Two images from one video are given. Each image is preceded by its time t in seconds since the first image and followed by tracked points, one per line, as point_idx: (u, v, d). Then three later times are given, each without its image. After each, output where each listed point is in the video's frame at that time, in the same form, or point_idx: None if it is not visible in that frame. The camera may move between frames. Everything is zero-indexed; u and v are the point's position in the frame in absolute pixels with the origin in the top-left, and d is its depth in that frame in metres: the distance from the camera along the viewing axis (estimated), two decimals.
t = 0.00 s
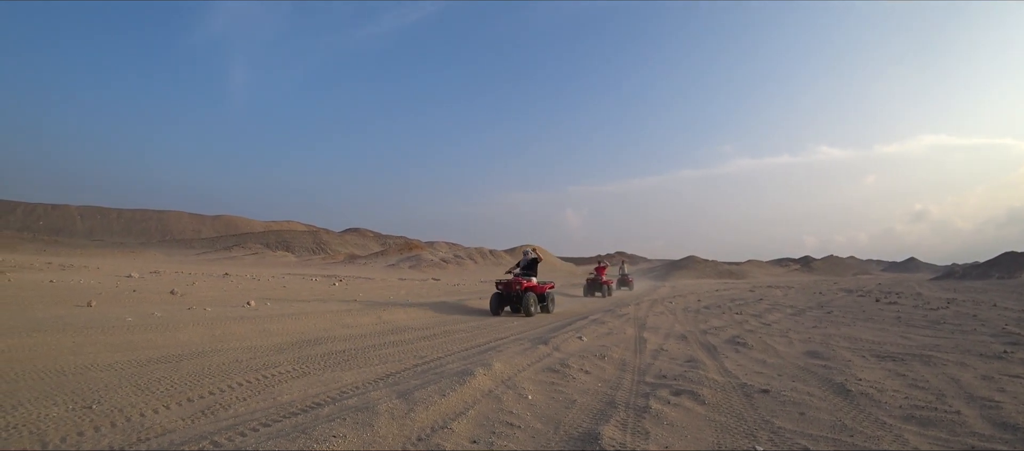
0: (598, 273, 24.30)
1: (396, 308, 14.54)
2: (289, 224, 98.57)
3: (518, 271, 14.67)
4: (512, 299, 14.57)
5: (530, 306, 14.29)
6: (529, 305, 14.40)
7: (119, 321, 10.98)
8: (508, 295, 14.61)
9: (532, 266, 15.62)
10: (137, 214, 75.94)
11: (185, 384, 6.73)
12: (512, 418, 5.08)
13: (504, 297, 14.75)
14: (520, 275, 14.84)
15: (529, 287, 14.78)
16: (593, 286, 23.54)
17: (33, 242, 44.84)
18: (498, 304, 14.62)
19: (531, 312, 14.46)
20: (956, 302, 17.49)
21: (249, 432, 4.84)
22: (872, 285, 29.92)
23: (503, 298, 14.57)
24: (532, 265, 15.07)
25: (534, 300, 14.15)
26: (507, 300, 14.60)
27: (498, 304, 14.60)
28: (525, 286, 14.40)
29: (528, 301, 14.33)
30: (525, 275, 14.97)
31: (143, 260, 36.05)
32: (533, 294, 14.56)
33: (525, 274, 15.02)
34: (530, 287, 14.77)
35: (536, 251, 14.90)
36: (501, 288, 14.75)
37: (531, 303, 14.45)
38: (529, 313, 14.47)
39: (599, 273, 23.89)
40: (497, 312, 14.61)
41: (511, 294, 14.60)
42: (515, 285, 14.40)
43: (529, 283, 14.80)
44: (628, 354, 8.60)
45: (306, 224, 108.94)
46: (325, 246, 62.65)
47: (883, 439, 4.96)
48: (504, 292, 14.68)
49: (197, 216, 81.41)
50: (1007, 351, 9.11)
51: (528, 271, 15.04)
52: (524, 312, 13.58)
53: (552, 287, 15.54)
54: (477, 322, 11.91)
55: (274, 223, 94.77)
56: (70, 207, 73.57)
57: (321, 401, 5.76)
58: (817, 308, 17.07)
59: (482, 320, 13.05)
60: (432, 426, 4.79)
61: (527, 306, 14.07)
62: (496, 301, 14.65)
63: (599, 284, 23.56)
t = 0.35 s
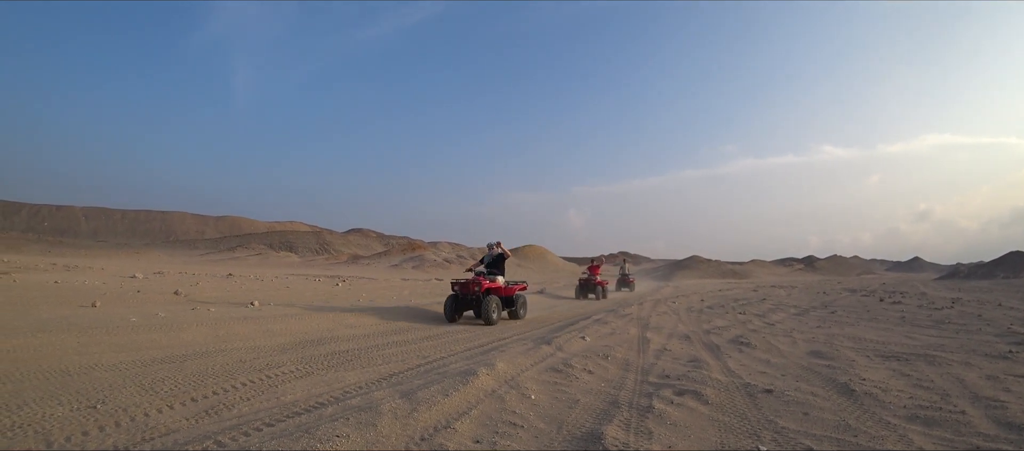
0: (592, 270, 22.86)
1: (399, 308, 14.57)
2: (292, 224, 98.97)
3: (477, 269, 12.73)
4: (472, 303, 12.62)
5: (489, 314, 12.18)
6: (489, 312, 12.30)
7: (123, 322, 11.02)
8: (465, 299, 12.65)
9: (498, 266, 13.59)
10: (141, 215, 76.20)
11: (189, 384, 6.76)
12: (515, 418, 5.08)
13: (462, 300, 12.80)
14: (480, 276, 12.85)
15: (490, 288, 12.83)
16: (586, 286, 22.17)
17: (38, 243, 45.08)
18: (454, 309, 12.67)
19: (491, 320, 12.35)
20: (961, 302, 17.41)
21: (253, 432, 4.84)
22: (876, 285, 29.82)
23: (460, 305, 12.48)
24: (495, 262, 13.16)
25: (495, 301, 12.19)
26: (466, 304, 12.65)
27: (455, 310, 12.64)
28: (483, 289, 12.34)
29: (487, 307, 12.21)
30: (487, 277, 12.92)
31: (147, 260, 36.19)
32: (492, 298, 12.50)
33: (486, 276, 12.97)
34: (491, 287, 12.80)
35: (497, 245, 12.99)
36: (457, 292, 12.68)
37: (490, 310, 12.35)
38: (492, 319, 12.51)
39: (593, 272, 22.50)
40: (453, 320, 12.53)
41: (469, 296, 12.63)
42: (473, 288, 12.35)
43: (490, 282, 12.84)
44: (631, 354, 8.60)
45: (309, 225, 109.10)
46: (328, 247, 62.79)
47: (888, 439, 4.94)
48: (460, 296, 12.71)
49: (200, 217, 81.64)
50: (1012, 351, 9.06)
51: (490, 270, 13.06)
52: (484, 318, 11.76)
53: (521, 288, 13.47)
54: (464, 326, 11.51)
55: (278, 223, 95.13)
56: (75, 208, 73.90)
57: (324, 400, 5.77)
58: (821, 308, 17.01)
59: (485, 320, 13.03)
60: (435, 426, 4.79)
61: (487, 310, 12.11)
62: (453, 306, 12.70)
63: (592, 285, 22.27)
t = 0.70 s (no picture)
0: (583, 270, 21.15)
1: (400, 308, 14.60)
2: (294, 224, 99.24)
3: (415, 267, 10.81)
4: (410, 308, 10.70)
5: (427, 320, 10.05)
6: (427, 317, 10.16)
7: (126, 321, 11.06)
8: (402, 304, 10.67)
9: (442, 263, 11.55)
10: (143, 215, 76.41)
11: (191, 383, 6.77)
12: (516, 416, 5.09)
13: (396, 306, 10.76)
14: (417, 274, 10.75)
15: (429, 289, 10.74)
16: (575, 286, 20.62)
17: (41, 243, 45.22)
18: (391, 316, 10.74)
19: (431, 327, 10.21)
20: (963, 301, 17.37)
21: (255, 431, 4.86)
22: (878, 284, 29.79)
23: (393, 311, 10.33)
24: (439, 258, 11.29)
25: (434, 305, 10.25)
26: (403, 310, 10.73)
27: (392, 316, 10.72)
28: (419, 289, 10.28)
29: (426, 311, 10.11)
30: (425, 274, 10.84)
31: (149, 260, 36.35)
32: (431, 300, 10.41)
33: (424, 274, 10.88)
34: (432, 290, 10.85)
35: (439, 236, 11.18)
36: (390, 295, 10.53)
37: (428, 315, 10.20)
38: (433, 327, 10.59)
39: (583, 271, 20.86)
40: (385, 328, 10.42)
41: (403, 300, 10.56)
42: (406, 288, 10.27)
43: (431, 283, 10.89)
44: (632, 353, 8.59)
45: (311, 224, 109.31)
46: (330, 246, 62.91)
47: (889, 438, 4.94)
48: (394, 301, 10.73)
49: (202, 218, 81.83)
50: (1015, 350, 9.04)
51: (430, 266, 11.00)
52: (419, 323, 9.89)
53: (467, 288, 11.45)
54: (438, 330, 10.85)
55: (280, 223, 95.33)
56: (77, 208, 74.12)
57: (326, 399, 5.79)
58: (823, 307, 16.99)
59: (486, 320, 13.02)
60: (436, 424, 4.80)
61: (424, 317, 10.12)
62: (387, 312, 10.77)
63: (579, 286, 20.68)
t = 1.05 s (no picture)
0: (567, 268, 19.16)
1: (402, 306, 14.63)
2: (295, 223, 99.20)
3: (316, 261, 8.84)
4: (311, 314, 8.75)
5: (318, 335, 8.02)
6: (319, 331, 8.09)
7: (128, 319, 11.09)
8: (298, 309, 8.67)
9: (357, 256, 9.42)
10: (144, 214, 76.52)
11: (192, 381, 6.78)
12: (517, 414, 5.09)
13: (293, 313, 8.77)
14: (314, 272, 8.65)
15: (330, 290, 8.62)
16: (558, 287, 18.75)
17: (43, 242, 45.27)
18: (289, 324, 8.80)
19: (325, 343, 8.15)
20: (964, 299, 17.38)
21: (256, 428, 4.87)
22: (879, 282, 29.80)
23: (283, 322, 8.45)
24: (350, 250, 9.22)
25: (332, 309, 8.26)
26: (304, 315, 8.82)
27: (288, 325, 8.78)
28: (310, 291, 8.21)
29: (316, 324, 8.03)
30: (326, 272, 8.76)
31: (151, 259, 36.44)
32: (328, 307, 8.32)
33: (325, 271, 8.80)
34: (337, 290, 8.85)
35: (353, 220, 9.29)
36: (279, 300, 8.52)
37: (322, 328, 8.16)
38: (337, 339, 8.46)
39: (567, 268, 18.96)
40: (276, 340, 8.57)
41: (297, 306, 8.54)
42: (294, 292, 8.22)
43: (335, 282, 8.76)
44: (633, 351, 8.59)
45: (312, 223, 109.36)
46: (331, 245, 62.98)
47: (890, 435, 4.94)
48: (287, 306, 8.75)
49: (204, 216, 81.94)
50: (1016, 348, 9.03)
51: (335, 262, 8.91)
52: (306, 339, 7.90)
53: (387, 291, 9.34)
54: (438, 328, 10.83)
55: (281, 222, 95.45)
56: (79, 208, 74.23)
57: (327, 397, 5.79)
58: (824, 305, 16.99)
59: (487, 318, 13.03)
60: (437, 422, 4.81)
61: (319, 325, 8.07)
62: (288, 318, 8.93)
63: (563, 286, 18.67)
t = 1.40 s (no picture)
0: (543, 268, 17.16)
1: (404, 304, 14.65)
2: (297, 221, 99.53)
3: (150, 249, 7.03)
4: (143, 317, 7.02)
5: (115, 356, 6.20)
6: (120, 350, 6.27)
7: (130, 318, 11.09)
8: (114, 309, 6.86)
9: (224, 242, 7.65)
10: (147, 213, 76.64)
11: (195, 378, 6.79)
12: (520, 411, 5.09)
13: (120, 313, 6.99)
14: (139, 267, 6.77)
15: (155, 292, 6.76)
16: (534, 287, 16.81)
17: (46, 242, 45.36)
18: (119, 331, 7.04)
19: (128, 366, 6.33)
20: (966, 297, 17.37)
21: (259, 425, 4.89)
22: (881, 281, 29.77)
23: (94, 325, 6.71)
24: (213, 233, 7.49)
25: (139, 319, 6.34)
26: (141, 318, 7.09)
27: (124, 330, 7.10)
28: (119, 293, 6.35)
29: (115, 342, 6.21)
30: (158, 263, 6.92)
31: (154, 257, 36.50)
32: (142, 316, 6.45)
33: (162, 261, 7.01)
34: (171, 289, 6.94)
35: (218, 194, 7.64)
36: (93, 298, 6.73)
37: (128, 345, 6.34)
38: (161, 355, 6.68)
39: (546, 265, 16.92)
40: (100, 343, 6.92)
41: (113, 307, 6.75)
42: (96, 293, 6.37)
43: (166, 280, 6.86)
44: (635, 349, 8.59)
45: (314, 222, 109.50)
46: (334, 243, 63.04)
47: (892, 434, 4.94)
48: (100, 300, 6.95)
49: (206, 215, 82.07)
50: (1019, 347, 9.01)
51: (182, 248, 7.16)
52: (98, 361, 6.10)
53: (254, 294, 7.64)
54: (443, 327, 10.84)
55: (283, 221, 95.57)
56: (82, 207, 74.41)
57: (329, 394, 5.81)
58: (826, 303, 16.97)
59: (488, 316, 13.04)
60: (439, 419, 4.82)
61: (117, 342, 6.21)
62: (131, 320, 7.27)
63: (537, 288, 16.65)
